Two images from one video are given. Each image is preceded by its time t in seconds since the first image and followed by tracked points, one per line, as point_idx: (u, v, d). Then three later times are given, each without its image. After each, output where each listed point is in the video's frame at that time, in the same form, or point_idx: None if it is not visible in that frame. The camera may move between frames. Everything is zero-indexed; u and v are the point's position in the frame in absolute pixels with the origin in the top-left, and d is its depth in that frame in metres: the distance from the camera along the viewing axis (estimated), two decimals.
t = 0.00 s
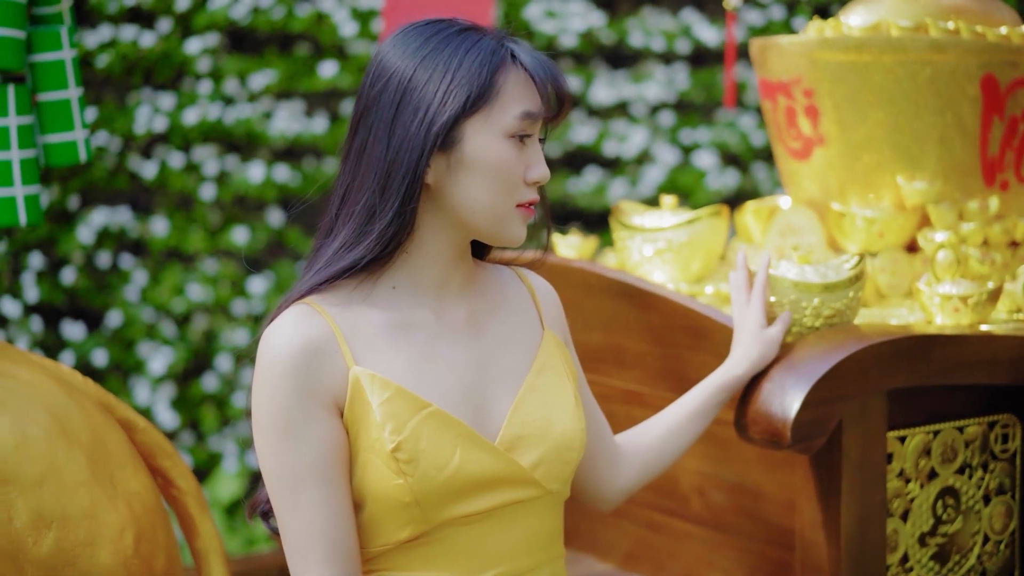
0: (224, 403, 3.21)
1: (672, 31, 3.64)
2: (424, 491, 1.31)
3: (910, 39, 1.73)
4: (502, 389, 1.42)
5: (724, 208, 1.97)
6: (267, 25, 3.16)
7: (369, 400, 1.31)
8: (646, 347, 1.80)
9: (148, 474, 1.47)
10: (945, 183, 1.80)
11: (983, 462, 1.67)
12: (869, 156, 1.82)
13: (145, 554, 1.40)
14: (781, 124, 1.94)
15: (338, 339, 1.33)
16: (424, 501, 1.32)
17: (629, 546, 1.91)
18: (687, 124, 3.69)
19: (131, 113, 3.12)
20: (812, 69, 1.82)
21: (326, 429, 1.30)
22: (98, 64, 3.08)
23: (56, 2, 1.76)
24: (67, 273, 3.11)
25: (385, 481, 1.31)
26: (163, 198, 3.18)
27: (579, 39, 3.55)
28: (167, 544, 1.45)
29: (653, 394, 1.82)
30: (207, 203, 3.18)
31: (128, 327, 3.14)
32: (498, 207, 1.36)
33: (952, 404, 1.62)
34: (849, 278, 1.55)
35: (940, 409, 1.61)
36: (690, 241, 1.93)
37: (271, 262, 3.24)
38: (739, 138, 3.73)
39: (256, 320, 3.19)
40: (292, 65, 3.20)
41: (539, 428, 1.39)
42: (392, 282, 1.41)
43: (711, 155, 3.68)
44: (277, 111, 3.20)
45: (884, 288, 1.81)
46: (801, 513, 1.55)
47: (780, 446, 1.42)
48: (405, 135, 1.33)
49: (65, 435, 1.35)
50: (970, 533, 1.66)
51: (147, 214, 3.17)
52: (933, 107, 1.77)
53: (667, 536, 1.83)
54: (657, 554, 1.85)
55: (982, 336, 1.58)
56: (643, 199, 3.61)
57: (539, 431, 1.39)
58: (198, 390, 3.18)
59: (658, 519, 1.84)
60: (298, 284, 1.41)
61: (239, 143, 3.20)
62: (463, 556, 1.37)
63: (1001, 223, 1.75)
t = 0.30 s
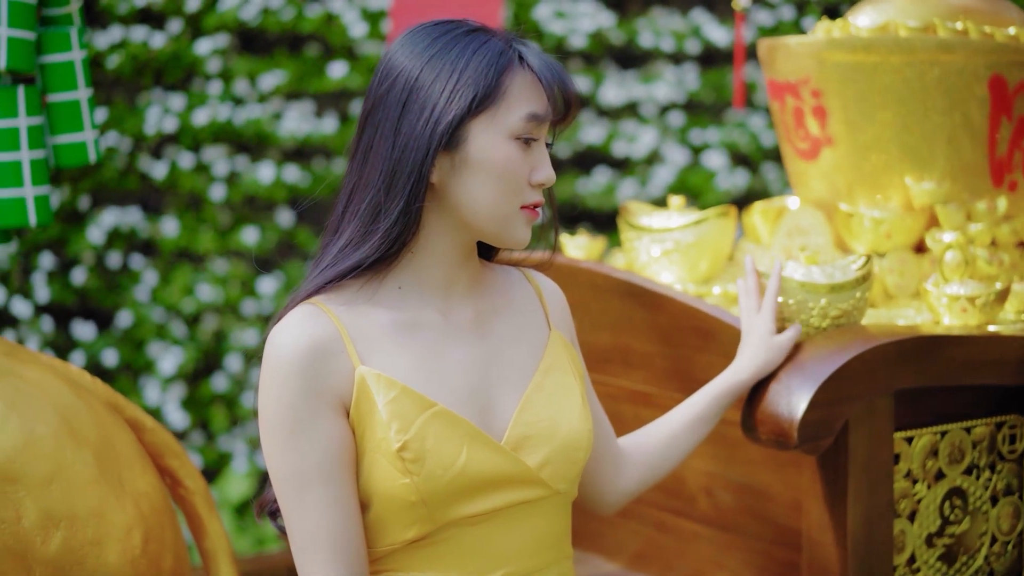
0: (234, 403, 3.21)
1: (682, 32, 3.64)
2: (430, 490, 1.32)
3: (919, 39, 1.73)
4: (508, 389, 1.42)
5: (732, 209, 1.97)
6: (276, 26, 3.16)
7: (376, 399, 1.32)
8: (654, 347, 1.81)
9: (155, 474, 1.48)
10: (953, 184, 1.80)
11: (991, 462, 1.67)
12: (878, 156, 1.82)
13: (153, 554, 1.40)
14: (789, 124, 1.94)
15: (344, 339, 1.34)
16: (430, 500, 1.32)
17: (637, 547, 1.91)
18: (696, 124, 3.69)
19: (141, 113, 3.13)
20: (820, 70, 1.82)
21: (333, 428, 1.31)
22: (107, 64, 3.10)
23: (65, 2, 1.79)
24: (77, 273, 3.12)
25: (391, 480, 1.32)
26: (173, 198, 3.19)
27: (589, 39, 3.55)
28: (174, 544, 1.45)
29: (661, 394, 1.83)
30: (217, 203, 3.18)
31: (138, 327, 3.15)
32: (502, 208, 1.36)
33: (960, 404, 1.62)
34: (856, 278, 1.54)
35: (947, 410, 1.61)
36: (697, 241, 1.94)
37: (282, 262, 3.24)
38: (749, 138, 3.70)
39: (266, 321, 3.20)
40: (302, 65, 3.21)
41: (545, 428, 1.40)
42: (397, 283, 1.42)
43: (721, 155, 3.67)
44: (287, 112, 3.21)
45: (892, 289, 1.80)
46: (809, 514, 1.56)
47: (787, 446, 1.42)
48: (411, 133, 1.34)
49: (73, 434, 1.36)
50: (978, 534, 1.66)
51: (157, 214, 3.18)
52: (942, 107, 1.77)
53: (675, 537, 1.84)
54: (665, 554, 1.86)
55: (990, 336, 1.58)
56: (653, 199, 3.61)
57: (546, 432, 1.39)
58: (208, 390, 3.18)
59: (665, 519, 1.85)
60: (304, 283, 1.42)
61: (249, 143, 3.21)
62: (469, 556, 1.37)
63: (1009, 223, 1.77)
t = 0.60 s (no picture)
0: (241, 403, 3.19)
1: (690, 32, 3.63)
2: (433, 490, 1.32)
3: (924, 40, 1.73)
4: (512, 389, 1.42)
5: (737, 210, 1.98)
6: (284, 27, 3.17)
7: (379, 399, 1.32)
8: (658, 348, 1.81)
9: (161, 474, 1.49)
10: (958, 184, 1.80)
11: (995, 463, 1.67)
12: (883, 157, 1.82)
13: (157, 553, 1.41)
14: (794, 125, 1.94)
15: (348, 338, 1.34)
16: (433, 500, 1.33)
17: (642, 547, 1.91)
18: (704, 124, 3.67)
19: (148, 114, 3.14)
20: (826, 71, 1.82)
21: (337, 427, 1.32)
22: (116, 65, 3.10)
23: (72, 3, 1.79)
24: (85, 273, 3.14)
25: (394, 479, 1.32)
26: (180, 198, 3.20)
27: (596, 40, 3.55)
28: (179, 544, 1.46)
29: (665, 395, 1.83)
30: (224, 204, 3.19)
31: (145, 327, 3.16)
32: (503, 209, 1.36)
33: (964, 405, 1.62)
34: (860, 279, 1.55)
35: (952, 410, 1.61)
36: (702, 242, 1.94)
37: (289, 262, 3.23)
38: (756, 138, 3.68)
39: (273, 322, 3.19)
40: (309, 65, 3.21)
41: (549, 429, 1.40)
42: (401, 283, 1.42)
43: (728, 155, 3.66)
44: (294, 112, 3.21)
45: (897, 289, 1.80)
46: (813, 514, 1.56)
47: (790, 447, 1.42)
48: (414, 133, 1.35)
49: (78, 434, 1.37)
50: (982, 534, 1.66)
51: (165, 215, 3.19)
52: (947, 108, 1.77)
53: (680, 537, 1.84)
54: (670, 555, 1.86)
55: (994, 337, 1.58)
56: (659, 200, 3.61)
57: (549, 433, 1.40)
58: (214, 390, 3.18)
59: (670, 519, 1.85)
60: (308, 282, 1.42)
61: (257, 144, 3.21)
62: (472, 556, 1.37)
63: (1015, 224, 1.78)
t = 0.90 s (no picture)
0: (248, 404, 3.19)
1: (696, 32, 3.63)
2: (437, 489, 1.32)
3: (929, 40, 1.73)
4: (517, 390, 1.43)
5: (742, 211, 1.98)
6: (291, 27, 3.16)
7: (384, 397, 1.32)
8: (663, 348, 1.81)
9: (165, 474, 1.51)
10: (964, 184, 1.80)
11: (1000, 464, 1.67)
12: (888, 157, 1.82)
13: (163, 553, 1.43)
14: (800, 126, 1.94)
15: (354, 337, 1.35)
16: (436, 499, 1.33)
17: (647, 547, 1.91)
18: (710, 124, 3.68)
19: (155, 114, 3.14)
20: (831, 71, 1.82)
21: (342, 427, 1.32)
22: (122, 66, 3.11)
23: (79, 4, 1.81)
24: (92, 274, 3.14)
25: (398, 478, 1.32)
26: (187, 198, 3.20)
27: (602, 40, 3.55)
28: (184, 542, 1.48)
29: (670, 395, 1.83)
30: (231, 204, 3.19)
31: (152, 327, 3.16)
32: (503, 209, 1.36)
33: (969, 405, 1.62)
34: (864, 280, 1.56)
35: (957, 411, 1.61)
36: (707, 243, 1.94)
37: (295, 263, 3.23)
38: (763, 138, 3.67)
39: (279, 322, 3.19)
40: (316, 66, 3.21)
41: (553, 430, 1.40)
42: (406, 283, 1.43)
43: (735, 155, 3.64)
44: (300, 112, 3.21)
45: (902, 290, 1.80)
46: (817, 515, 1.56)
47: (794, 447, 1.42)
48: (416, 134, 1.36)
49: (84, 434, 1.38)
50: (987, 535, 1.66)
51: (172, 215, 3.19)
52: (953, 108, 1.77)
53: (685, 538, 1.84)
54: (674, 555, 1.86)
55: (999, 337, 1.58)
56: (666, 200, 3.61)
57: (553, 434, 1.40)
58: (221, 391, 3.18)
59: (675, 520, 1.85)
60: (314, 282, 1.43)
61: (263, 144, 3.21)
62: (475, 557, 1.38)
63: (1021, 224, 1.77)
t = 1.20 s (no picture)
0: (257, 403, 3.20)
1: (704, 32, 3.63)
2: (443, 486, 1.33)
3: (935, 40, 1.73)
4: (524, 390, 1.44)
5: (748, 210, 1.99)
6: (300, 27, 3.17)
7: (392, 394, 1.33)
8: (668, 348, 1.82)
9: (173, 472, 1.52)
10: (970, 184, 1.81)
11: (1005, 464, 1.67)
12: (894, 157, 1.82)
13: (171, 552, 1.44)
14: (806, 127, 1.94)
15: (362, 334, 1.36)
16: (442, 496, 1.34)
17: (654, 547, 1.92)
18: (719, 124, 3.67)
19: (165, 114, 3.15)
20: (837, 72, 1.82)
21: (350, 424, 1.33)
22: (131, 66, 3.11)
23: (87, 5, 1.83)
24: (102, 274, 3.15)
25: (404, 475, 1.33)
26: (197, 198, 3.21)
27: (610, 41, 3.56)
28: (192, 540, 1.49)
29: (676, 395, 1.84)
30: (240, 204, 3.19)
31: (161, 327, 3.17)
32: (500, 208, 1.36)
33: (975, 405, 1.62)
34: (870, 280, 1.56)
35: (962, 411, 1.61)
36: (713, 243, 1.95)
37: (304, 263, 3.22)
38: (771, 139, 3.67)
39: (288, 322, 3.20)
40: (325, 67, 3.22)
41: (559, 430, 1.41)
42: (415, 282, 1.44)
43: (744, 156, 3.66)
44: (309, 112, 3.22)
45: (908, 290, 1.80)
46: (822, 514, 1.56)
47: (799, 446, 1.43)
48: (414, 134, 1.38)
49: (92, 433, 1.40)
50: (992, 535, 1.67)
51: (181, 215, 3.20)
52: (959, 108, 1.77)
53: (692, 537, 1.84)
54: (681, 555, 1.87)
55: (1005, 337, 1.59)
56: (674, 200, 3.61)
57: (559, 433, 1.41)
58: (230, 390, 3.19)
59: (682, 519, 1.86)
60: (321, 282, 1.45)
61: (272, 145, 3.22)
62: (480, 555, 1.38)
63: None
